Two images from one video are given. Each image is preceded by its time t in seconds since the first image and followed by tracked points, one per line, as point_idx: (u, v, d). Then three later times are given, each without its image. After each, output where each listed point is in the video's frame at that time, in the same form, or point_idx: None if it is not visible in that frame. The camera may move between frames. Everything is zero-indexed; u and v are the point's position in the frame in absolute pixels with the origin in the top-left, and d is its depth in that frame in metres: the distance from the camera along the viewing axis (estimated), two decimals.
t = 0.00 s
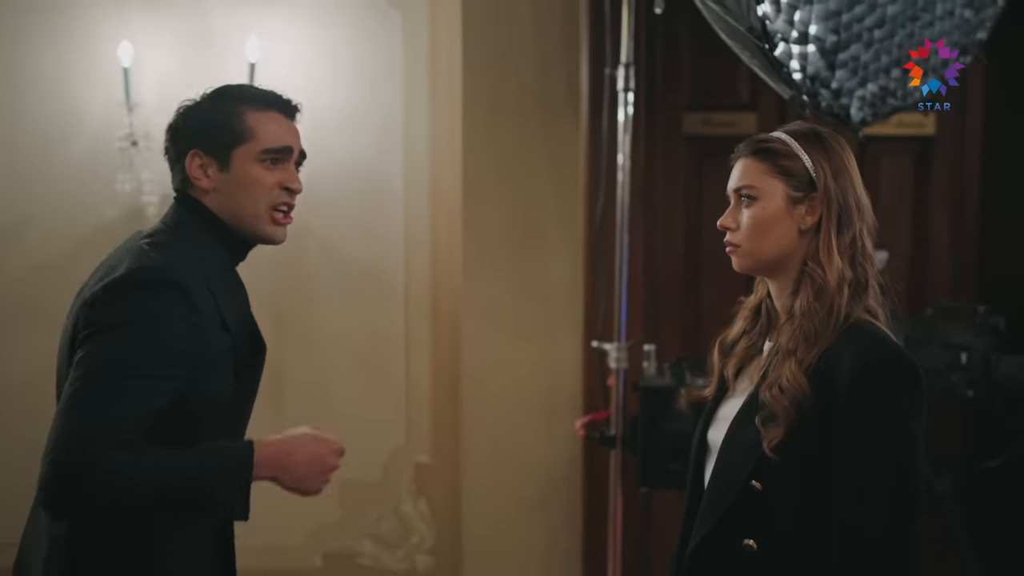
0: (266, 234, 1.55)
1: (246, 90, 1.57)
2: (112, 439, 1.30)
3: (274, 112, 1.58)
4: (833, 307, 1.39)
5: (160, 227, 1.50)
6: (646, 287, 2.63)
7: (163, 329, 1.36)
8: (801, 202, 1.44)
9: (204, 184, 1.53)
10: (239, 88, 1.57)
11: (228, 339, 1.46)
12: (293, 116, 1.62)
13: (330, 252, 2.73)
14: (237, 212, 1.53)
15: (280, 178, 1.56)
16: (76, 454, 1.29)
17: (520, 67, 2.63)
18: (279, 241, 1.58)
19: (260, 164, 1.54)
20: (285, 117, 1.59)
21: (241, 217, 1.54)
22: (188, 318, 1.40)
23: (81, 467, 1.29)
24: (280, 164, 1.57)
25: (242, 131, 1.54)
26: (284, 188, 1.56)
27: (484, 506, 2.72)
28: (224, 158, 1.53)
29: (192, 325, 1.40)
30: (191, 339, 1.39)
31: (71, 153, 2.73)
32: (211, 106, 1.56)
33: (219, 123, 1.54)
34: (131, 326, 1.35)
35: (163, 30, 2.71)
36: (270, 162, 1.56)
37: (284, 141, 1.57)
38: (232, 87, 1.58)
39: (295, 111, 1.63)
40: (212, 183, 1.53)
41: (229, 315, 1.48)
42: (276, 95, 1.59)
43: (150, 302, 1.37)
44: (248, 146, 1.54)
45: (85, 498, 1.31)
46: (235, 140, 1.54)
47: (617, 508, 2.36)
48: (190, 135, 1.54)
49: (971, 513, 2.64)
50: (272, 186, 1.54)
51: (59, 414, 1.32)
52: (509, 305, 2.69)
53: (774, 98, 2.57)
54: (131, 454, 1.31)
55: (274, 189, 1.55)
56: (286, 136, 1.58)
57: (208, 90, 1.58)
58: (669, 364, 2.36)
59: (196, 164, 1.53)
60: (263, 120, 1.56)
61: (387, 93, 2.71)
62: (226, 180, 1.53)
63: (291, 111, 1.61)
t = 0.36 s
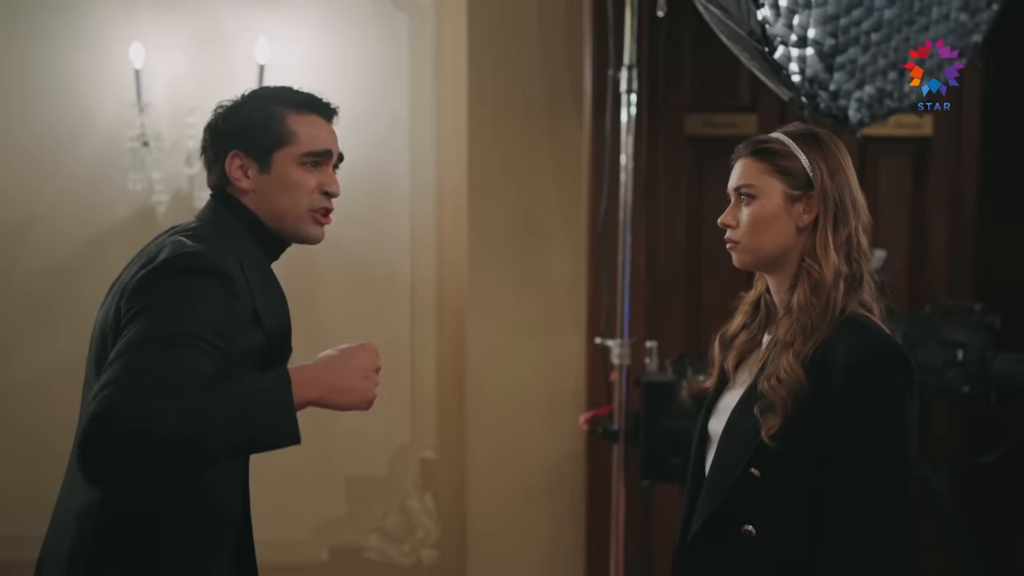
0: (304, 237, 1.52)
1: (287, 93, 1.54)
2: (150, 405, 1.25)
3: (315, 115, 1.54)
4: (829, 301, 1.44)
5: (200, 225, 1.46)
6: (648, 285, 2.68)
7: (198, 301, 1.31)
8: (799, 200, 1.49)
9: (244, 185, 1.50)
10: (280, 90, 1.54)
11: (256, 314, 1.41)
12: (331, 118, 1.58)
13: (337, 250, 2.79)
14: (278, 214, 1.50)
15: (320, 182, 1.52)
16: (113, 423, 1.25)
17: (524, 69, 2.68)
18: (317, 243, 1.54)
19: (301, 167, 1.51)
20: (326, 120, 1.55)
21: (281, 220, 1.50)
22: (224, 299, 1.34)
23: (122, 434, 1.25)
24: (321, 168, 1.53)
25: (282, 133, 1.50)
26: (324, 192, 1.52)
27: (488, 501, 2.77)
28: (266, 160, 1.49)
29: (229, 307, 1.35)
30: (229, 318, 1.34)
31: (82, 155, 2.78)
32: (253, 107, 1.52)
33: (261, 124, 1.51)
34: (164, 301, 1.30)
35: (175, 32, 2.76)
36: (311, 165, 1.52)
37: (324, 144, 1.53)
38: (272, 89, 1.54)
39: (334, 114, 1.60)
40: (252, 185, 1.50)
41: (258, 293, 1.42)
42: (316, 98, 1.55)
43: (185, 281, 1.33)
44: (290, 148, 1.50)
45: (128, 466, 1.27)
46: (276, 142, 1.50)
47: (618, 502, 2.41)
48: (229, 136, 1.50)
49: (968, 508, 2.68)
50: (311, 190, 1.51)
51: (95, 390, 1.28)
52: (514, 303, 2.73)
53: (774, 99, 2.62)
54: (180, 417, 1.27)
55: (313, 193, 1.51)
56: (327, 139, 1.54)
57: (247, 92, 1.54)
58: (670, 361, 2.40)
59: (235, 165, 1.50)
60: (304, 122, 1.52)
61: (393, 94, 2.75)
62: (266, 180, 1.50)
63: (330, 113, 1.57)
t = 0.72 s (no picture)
0: (314, 231, 1.53)
1: (296, 85, 1.54)
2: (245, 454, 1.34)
3: (324, 107, 1.56)
4: (826, 297, 1.47)
5: (208, 225, 1.45)
6: (649, 283, 2.71)
7: (251, 331, 1.35)
8: (797, 199, 1.52)
9: (253, 178, 1.50)
10: (289, 81, 1.55)
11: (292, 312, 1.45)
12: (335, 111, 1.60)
13: (341, 249, 2.82)
14: (288, 208, 1.51)
15: (331, 176, 1.54)
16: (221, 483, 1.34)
17: (526, 70, 2.70)
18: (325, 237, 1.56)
19: (312, 161, 1.53)
20: (333, 113, 1.57)
21: (292, 214, 1.51)
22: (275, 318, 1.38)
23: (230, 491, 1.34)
24: (331, 162, 1.55)
25: (293, 126, 1.52)
26: (334, 187, 1.55)
27: (489, 498, 2.80)
28: (277, 153, 1.50)
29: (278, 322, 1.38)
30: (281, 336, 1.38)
31: (86, 156, 2.81)
32: (262, 98, 1.52)
33: (272, 116, 1.51)
34: (219, 354, 1.33)
35: (181, 32, 2.79)
36: (321, 158, 1.54)
37: (335, 137, 1.55)
38: (279, 80, 1.55)
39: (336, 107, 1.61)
40: (262, 178, 1.50)
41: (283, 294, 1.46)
42: (324, 89, 1.57)
43: (236, 309, 1.35)
44: (301, 140, 1.52)
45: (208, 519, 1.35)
46: (287, 135, 1.51)
47: (619, 498, 2.44)
48: (238, 128, 1.51)
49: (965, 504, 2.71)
50: (321, 184, 1.53)
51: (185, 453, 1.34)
52: (516, 302, 2.76)
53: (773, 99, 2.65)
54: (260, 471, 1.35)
55: (323, 188, 1.53)
56: (335, 132, 1.56)
57: (253, 83, 1.55)
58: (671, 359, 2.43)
59: (244, 158, 1.50)
60: (313, 115, 1.54)
61: (395, 94, 2.77)
62: (276, 174, 1.51)
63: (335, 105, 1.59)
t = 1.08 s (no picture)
0: (315, 229, 1.52)
1: (305, 80, 1.53)
2: (247, 456, 1.32)
3: (332, 104, 1.54)
4: (827, 296, 1.48)
5: (212, 223, 1.43)
6: (649, 283, 2.72)
7: (260, 330, 1.33)
8: (798, 199, 1.53)
9: (258, 173, 1.49)
10: (298, 76, 1.53)
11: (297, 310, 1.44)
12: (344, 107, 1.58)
13: (342, 249, 2.83)
14: (292, 205, 1.50)
15: (336, 174, 1.53)
16: (217, 485, 1.31)
17: (528, 71, 2.71)
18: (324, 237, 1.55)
19: (318, 158, 1.51)
20: (341, 109, 1.56)
21: (295, 211, 1.50)
22: (282, 316, 1.36)
23: (229, 494, 1.31)
24: (337, 159, 1.54)
25: (301, 122, 1.50)
26: (338, 185, 1.53)
27: (490, 499, 2.82)
28: (283, 149, 1.49)
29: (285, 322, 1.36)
30: (287, 335, 1.36)
31: (88, 156, 2.82)
32: (272, 92, 1.51)
33: (280, 111, 1.50)
34: (222, 353, 1.31)
35: (182, 33, 2.80)
36: (328, 155, 1.53)
37: (342, 134, 1.54)
38: (288, 75, 1.53)
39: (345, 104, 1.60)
40: (267, 173, 1.49)
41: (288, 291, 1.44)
42: (333, 85, 1.55)
43: (240, 308, 1.33)
44: (307, 138, 1.51)
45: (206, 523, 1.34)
46: (295, 131, 1.50)
47: (620, 497, 2.45)
48: (245, 122, 1.50)
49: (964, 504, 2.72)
50: (327, 182, 1.51)
51: (189, 457, 1.32)
52: (517, 302, 2.77)
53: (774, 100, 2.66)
54: (263, 472, 1.33)
55: (328, 185, 1.52)
56: (342, 128, 1.54)
57: (262, 76, 1.53)
58: (671, 359, 2.44)
59: (250, 152, 1.49)
60: (321, 111, 1.52)
61: (396, 95, 2.77)
62: (282, 170, 1.49)
63: (344, 102, 1.57)
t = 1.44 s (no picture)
0: (299, 228, 1.56)
1: (284, 81, 1.56)
2: (232, 454, 1.35)
3: (311, 104, 1.58)
4: (819, 296, 1.49)
5: (190, 224, 1.45)
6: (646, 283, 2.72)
7: (241, 329, 1.36)
8: (791, 199, 1.53)
9: (242, 175, 1.52)
10: (276, 78, 1.56)
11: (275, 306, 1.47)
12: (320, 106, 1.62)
13: (339, 250, 2.83)
14: (276, 206, 1.53)
15: (319, 173, 1.57)
16: (207, 486, 1.33)
17: (525, 71, 2.72)
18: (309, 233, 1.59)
19: (300, 158, 1.55)
20: (319, 109, 1.59)
21: (280, 211, 1.54)
22: (259, 313, 1.39)
23: (216, 493, 1.34)
24: (319, 158, 1.58)
25: (282, 123, 1.54)
26: (321, 184, 1.58)
27: (485, 498, 2.81)
28: (266, 151, 1.52)
29: (263, 318, 1.39)
30: (264, 330, 1.39)
31: (86, 157, 2.83)
32: (252, 95, 1.53)
33: (262, 113, 1.53)
34: (206, 354, 1.33)
35: (179, 33, 2.80)
36: (309, 155, 1.57)
37: (321, 134, 1.58)
38: (266, 77, 1.56)
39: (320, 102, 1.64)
40: (251, 175, 1.52)
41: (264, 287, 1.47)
42: (310, 85, 1.59)
43: (220, 309, 1.35)
44: (290, 138, 1.54)
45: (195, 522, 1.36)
46: (277, 132, 1.53)
47: (616, 497, 2.45)
48: (226, 125, 1.52)
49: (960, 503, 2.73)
50: (309, 181, 1.56)
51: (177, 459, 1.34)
52: (514, 303, 2.77)
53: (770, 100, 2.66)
54: (247, 469, 1.36)
55: (311, 185, 1.56)
56: (322, 128, 1.58)
57: (240, 78, 1.55)
58: (668, 359, 2.45)
59: (233, 155, 1.51)
60: (302, 112, 1.56)
61: (393, 95, 2.79)
62: (265, 171, 1.53)
63: (321, 101, 1.61)
